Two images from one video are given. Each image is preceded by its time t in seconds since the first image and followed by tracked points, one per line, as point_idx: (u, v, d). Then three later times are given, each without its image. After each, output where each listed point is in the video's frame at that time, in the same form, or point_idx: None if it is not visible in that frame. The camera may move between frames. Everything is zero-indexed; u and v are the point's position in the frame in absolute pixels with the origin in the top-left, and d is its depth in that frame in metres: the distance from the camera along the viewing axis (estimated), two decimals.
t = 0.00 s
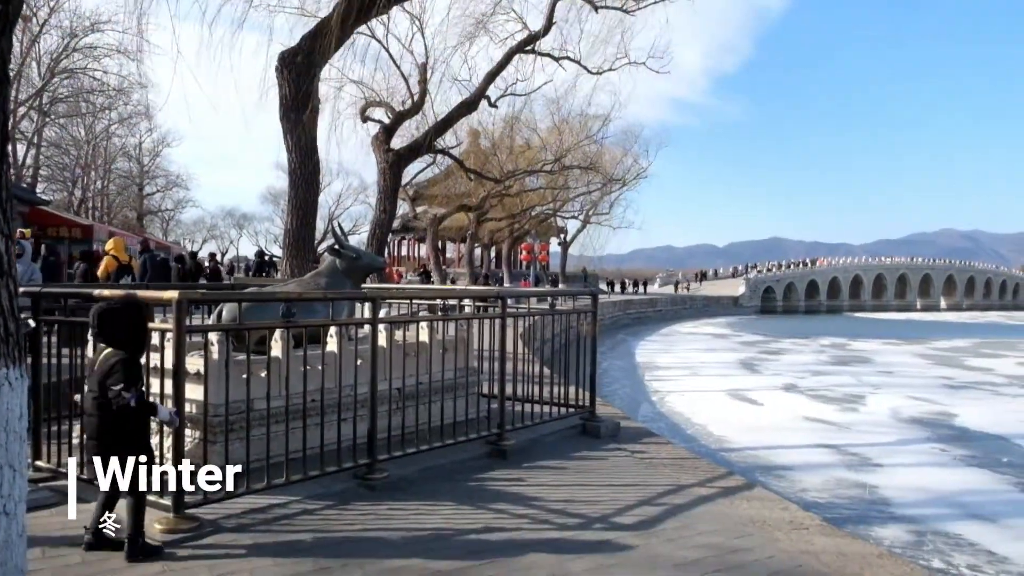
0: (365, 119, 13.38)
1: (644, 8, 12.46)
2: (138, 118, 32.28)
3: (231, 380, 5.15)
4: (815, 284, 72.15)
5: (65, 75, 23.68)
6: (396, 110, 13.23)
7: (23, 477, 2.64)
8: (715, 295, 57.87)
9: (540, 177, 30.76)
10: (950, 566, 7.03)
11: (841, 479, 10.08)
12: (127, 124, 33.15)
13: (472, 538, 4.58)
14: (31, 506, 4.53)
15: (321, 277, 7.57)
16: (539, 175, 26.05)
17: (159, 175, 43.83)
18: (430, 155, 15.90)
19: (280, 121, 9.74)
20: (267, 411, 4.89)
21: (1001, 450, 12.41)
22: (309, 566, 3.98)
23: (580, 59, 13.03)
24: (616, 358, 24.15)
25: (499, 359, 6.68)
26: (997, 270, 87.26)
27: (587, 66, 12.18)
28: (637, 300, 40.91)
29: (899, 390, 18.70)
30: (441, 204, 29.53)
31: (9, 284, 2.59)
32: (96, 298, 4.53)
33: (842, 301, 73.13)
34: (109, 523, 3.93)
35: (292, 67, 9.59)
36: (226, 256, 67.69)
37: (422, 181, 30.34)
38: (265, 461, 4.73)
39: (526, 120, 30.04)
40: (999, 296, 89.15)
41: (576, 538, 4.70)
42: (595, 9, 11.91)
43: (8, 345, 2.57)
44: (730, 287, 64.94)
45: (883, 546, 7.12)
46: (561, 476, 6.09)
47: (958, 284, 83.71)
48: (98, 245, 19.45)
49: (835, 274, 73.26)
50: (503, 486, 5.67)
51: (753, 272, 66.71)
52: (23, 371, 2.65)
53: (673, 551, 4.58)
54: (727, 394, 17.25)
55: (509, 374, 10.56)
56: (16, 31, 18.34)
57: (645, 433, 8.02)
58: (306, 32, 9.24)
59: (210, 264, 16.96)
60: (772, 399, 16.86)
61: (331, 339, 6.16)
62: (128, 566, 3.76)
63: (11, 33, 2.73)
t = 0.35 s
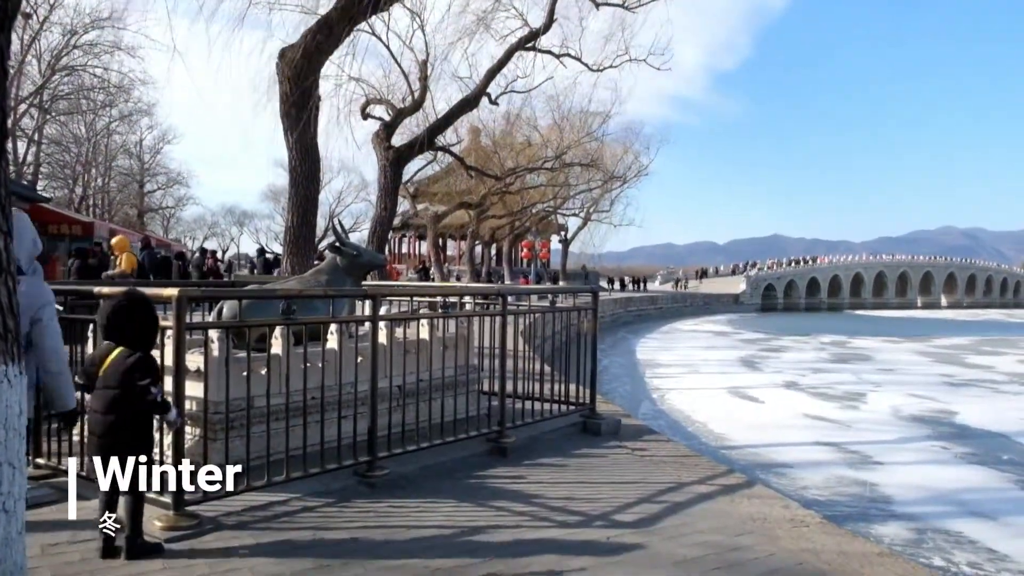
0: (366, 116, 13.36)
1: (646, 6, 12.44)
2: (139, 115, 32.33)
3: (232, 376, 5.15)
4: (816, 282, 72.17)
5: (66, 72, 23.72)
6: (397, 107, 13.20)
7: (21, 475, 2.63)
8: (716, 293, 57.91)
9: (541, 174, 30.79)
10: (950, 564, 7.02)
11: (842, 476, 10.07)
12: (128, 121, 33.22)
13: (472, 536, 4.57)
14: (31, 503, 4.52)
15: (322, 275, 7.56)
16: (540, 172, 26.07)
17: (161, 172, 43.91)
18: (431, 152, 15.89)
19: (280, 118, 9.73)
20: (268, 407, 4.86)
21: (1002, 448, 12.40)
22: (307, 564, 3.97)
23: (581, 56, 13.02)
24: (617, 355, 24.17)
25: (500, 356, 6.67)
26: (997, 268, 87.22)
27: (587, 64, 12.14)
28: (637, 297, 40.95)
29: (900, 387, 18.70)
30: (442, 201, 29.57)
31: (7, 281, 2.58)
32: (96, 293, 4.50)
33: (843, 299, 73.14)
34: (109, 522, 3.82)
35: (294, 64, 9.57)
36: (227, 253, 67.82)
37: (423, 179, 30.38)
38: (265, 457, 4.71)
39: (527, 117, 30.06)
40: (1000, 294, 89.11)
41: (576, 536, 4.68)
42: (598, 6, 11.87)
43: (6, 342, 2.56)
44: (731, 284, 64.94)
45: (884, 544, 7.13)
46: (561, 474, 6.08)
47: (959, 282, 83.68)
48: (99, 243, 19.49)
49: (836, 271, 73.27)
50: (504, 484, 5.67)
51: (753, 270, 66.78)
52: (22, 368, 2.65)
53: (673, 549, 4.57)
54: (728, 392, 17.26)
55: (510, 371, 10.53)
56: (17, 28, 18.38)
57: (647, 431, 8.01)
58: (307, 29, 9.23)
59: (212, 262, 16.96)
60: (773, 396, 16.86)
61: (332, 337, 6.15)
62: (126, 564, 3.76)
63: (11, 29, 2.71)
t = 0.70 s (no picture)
0: (354, 112, 13.31)
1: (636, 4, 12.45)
2: (125, 110, 32.09)
3: (218, 374, 5.12)
4: (803, 280, 72.48)
5: (51, 66, 23.50)
6: (386, 104, 13.16)
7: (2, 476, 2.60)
8: (704, 291, 58.06)
9: (530, 171, 30.79)
10: (934, 560, 7.06)
11: (829, 473, 10.10)
12: (115, 115, 32.98)
13: (459, 533, 4.57)
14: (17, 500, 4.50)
15: (309, 271, 7.52)
16: (529, 169, 26.07)
17: (147, 167, 43.61)
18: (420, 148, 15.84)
19: (269, 113, 9.69)
20: (255, 404, 4.81)
21: (986, 445, 12.48)
22: (295, 562, 3.96)
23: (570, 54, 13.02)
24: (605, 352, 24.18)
25: (488, 354, 6.65)
26: (983, 267, 87.78)
27: (577, 62, 12.12)
28: (626, 295, 41.02)
29: (886, 385, 18.80)
30: (430, 198, 29.52)
31: None
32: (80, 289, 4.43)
33: (830, 297, 73.49)
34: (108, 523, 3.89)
35: (283, 59, 9.54)
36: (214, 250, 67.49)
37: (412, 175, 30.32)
38: (253, 454, 4.67)
39: (517, 114, 30.05)
40: (985, 292, 89.74)
41: (563, 534, 4.68)
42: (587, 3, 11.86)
43: None
44: (719, 282, 65.14)
45: (869, 540, 7.16)
46: (549, 471, 6.08)
47: (944, 280, 84.20)
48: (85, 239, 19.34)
49: (824, 269, 73.54)
50: (492, 481, 5.67)
51: (741, 268, 66.98)
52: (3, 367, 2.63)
53: (660, 546, 4.57)
54: (715, 389, 17.32)
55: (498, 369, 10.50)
56: (2, 22, 18.20)
57: (634, 429, 8.01)
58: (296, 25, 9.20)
59: (199, 257, 16.81)
60: (760, 394, 16.92)
61: (318, 334, 6.12)
62: (112, 563, 3.74)
63: None
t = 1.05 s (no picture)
0: (326, 106, 13.20)
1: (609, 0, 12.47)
2: (92, 101, 31.63)
3: (186, 370, 5.06)
4: (773, 276, 73.21)
5: (16, 56, 23.08)
6: (359, 98, 13.07)
7: None
8: (677, 288, 58.40)
9: (503, 167, 30.75)
10: (899, 553, 7.17)
11: (797, 467, 10.22)
12: (82, 107, 32.48)
13: (430, 529, 4.55)
14: None
15: (280, 266, 7.46)
16: (502, 165, 26.08)
17: (115, 159, 43.01)
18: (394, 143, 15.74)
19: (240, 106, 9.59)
20: (225, 401, 4.75)
21: (951, 439, 12.69)
22: (264, 558, 3.93)
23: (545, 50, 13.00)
24: (578, 349, 24.23)
25: (460, 349, 6.62)
26: (948, 265, 89.17)
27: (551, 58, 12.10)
28: (598, 291, 41.17)
29: (854, 380, 19.04)
30: (403, 193, 29.40)
31: None
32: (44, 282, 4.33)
33: (799, 293, 74.31)
34: (108, 523, 3.99)
35: (254, 51, 9.42)
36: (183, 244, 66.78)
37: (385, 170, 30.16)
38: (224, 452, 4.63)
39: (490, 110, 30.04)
40: (951, 290, 91.22)
41: (535, 529, 4.69)
42: None
43: None
44: (690, 278, 65.59)
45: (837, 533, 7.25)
46: (521, 467, 6.08)
47: (911, 278, 85.48)
48: (50, 231, 19.02)
49: (794, 267, 74.30)
50: (464, 477, 5.66)
51: (713, 265, 67.44)
52: None
53: (631, 540, 4.60)
54: (687, 385, 17.45)
55: (470, 364, 10.49)
56: None
57: (606, 424, 8.04)
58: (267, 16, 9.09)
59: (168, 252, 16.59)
60: (731, 389, 17.07)
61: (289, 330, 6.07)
62: (77, 561, 3.68)
63: None
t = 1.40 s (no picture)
0: (283, 99, 13.03)
1: None
2: (41, 91, 30.81)
3: (136, 367, 4.96)
4: (729, 273, 74.17)
5: None
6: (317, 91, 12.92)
7: None
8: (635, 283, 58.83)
9: (463, 162, 30.67)
10: (850, 543, 7.33)
11: (752, 461, 10.37)
12: (29, 97, 31.63)
13: (389, 526, 4.53)
14: None
15: (235, 261, 7.35)
16: (461, 160, 26.04)
17: (64, 151, 41.98)
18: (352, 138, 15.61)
19: (195, 97, 9.44)
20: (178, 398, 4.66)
21: (900, 432, 12.99)
22: (218, 558, 3.87)
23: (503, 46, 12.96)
24: (536, 344, 24.32)
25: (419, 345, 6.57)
26: (899, 262, 91.14)
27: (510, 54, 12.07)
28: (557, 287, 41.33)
29: (807, 375, 19.38)
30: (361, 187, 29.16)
31: None
32: None
33: (755, 289, 75.40)
34: (109, 523, 4.02)
35: (207, 43, 9.25)
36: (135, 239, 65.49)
37: (343, 165, 29.90)
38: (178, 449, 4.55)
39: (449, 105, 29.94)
40: (900, 286, 93.31)
41: (494, 526, 4.69)
42: None
43: None
44: (648, 274, 66.16)
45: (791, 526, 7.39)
46: (480, 463, 6.07)
47: (863, 274, 87.25)
48: None
49: (750, 263, 75.36)
50: (422, 474, 5.63)
51: (670, 261, 68.07)
52: None
53: (589, 535, 4.62)
54: (644, 380, 17.61)
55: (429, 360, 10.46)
56: None
57: (564, 419, 8.07)
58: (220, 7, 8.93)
59: (120, 246, 16.30)
60: (688, 384, 17.28)
61: (244, 326, 5.99)
62: (23, 563, 3.59)
63: None
